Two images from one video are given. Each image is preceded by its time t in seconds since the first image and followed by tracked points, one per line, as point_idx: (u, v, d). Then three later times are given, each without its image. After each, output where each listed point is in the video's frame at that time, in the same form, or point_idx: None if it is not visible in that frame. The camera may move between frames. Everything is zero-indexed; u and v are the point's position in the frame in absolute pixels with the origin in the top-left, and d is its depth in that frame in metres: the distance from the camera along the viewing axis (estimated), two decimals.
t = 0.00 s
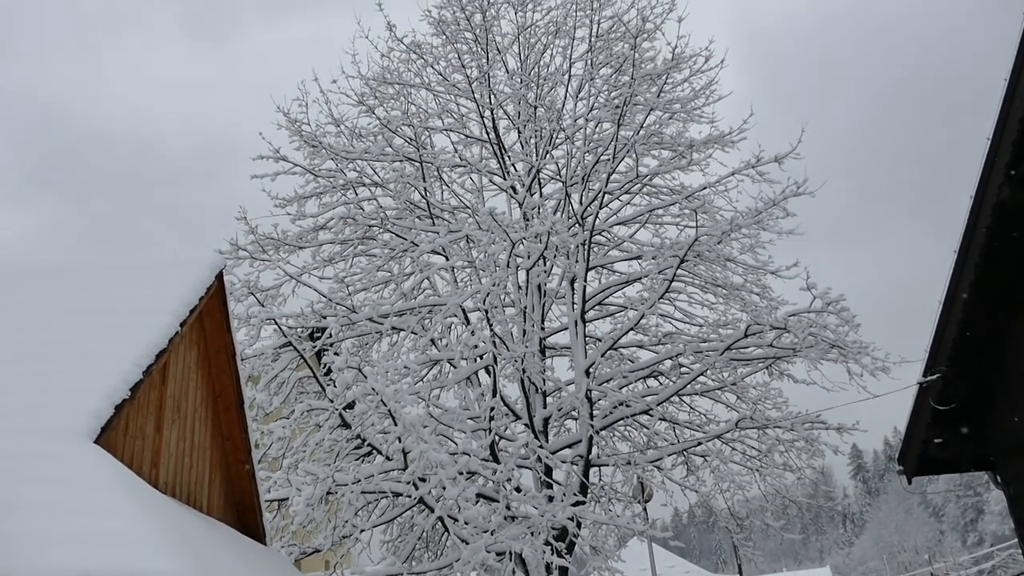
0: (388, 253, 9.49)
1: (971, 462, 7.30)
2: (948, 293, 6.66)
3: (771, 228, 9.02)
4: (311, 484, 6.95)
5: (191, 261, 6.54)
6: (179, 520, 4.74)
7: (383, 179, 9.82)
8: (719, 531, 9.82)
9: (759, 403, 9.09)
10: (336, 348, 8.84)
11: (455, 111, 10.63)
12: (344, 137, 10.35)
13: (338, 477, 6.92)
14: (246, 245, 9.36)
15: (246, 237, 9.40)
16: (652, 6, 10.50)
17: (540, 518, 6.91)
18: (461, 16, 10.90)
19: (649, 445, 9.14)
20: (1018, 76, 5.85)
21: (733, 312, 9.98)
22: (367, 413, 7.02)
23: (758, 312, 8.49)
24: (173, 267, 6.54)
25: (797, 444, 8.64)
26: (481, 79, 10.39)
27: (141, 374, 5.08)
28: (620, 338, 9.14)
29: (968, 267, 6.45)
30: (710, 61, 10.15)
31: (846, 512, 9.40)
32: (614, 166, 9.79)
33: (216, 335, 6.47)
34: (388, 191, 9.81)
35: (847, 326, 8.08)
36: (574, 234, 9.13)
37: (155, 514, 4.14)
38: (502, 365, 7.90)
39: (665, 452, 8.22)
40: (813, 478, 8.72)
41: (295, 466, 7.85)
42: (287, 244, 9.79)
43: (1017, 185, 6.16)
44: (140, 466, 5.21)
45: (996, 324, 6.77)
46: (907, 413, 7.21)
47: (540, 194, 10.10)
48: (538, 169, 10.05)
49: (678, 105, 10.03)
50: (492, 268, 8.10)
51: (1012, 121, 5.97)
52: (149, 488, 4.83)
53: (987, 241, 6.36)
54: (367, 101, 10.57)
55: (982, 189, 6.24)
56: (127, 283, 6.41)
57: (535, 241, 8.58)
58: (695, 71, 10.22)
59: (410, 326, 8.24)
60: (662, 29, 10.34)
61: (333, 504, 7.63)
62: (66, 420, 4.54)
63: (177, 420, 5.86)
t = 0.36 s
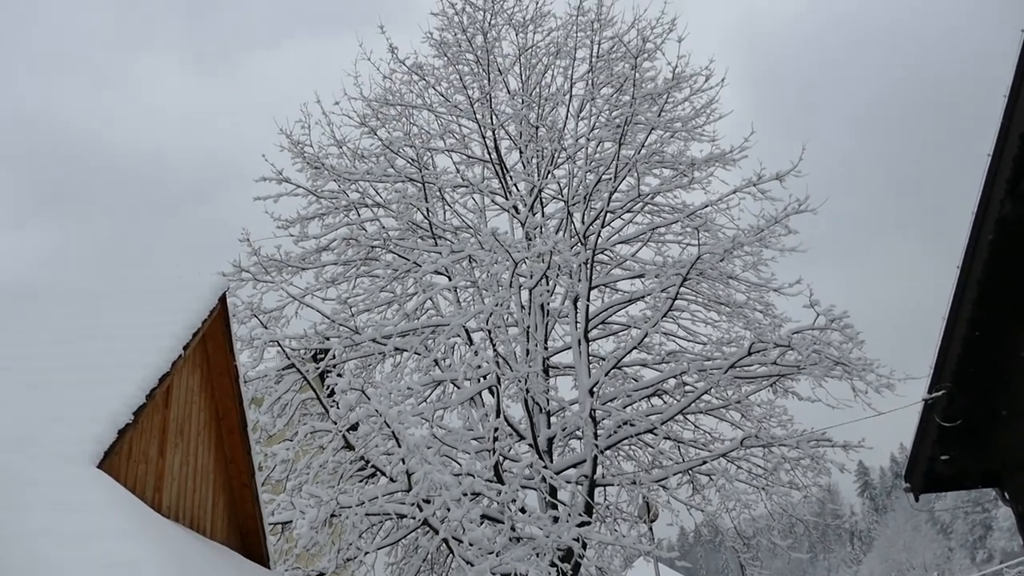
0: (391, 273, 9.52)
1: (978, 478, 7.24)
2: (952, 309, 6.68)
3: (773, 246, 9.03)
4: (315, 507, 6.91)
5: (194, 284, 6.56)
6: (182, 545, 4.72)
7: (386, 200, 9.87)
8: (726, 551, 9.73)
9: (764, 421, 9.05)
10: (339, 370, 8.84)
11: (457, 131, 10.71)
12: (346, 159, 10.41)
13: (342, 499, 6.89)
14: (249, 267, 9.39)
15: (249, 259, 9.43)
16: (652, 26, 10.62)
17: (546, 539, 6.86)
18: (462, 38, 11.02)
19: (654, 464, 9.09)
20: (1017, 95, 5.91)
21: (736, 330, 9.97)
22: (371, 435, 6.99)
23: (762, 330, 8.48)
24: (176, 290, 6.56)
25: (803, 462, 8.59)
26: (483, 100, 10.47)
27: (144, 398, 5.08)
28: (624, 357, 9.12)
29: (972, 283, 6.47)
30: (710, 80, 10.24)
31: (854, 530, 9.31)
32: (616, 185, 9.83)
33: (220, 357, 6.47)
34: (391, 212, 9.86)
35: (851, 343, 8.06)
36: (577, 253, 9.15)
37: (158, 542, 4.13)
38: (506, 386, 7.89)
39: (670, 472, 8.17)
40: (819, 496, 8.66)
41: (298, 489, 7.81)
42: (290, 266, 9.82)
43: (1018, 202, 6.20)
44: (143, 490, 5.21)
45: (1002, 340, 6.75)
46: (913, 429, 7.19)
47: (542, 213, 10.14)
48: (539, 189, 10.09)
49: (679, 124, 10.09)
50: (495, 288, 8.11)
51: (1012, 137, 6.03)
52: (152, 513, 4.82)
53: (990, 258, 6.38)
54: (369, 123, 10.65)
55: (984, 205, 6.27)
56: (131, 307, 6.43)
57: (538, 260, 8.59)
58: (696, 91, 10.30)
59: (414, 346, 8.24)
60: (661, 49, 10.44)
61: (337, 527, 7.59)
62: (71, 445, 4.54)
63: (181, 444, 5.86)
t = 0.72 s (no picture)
0: (393, 290, 9.53)
1: (985, 492, 7.12)
2: (956, 322, 6.73)
3: (775, 259, 9.04)
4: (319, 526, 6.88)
5: (198, 303, 6.55)
6: (186, 565, 4.70)
7: (387, 218, 9.90)
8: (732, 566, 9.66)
9: (769, 435, 9.01)
10: (342, 387, 8.82)
11: (458, 148, 10.76)
12: (348, 177, 10.46)
13: (345, 517, 6.86)
14: (251, 285, 9.41)
15: (252, 277, 9.45)
16: (651, 42, 10.69)
17: (551, 557, 6.81)
18: (462, 56, 11.10)
19: (658, 479, 9.04)
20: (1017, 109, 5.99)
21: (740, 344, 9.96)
22: (375, 453, 6.97)
23: (765, 344, 8.46)
24: (179, 309, 6.55)
25: (808, 477, 8.54)
26: (483, 117, 10.53)
27: (149, 418, 5.07)
28: (627, 373, 9.10)
29: (975, 296, 6.52)
30: (709, 96, 10.30)
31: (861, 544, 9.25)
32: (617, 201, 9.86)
33: (223, 376, 6.46)
34: (393, 229, 9.88)
35: (855, 356, 8.04)
36: (579, 268, 9.16)
37: (161, 565, 4.11)
38: (509, 402, 7.86)
39: (675, 487, 8.12)
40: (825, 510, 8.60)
41: (302, 508, 7.77)
42: (292, 284, 9.84)
43: (1020, 214, 6.26)
44: (147, 510, 5.19)
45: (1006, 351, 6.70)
46: (919, 442, 7.22)
47: (543, 229, 10.17)
48: (541, 205, 10.12)
49: (680, 139, 10.13)
50: (498, 304, 8.11)
51: (1013, 150, 6.10)
52: (155, 534, 4.80)
53: (993, 270, 6.42)
54: (370, 140, 10.71)
55: (986, 218, 6.34)
56: (134, 327, 6.42)
57: (540, 277, 8.60)
58: (695, 106, 10.36)
59: (417, 363, 8.22)
60: (661, 65, 10.51)
61: (341, 546, 7.54)
62: (74, 466, 4.52)
63: (184, 463, 5.84)
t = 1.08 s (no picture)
0: (396, 307, 9.55)
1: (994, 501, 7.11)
2: (960, 330, 6.67)
3: (778, 271, 9.04)
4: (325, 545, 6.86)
5: (201, 324, 6.56)
6: None
7: (390, 235, 9.94)
8: None
9: (775, 447, 8.97)
10: (346, 405, 8.82)
11: (459, 165, 10.81)
12: (350, 195, 10.52)
13: (352, 536, 6.83)
14: (255, 304, 9.44)
15: (255, 296, 9.49)
16: (649, 57, 10.77)
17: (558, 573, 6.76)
18: (462, 73, 11.19)
19: (665, 493, 8.99)
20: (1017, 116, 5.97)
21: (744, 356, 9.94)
22: (380, 471, 6.95)
23: (770, 356, 8.44)
24: (183, 330, 6.55)
25: (815, 489, 8.49)
26: (484, 134, 10.60)
27: (153, 439, 5.07)
28: (632, 387, 9.08)
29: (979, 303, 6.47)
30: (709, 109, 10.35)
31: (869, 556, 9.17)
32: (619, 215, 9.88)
33: (228, 395, 6.46)
34: (396, 246, 9.91)
35: (860, 367, 8.02)
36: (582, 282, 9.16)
37: None
38: (514, 417, 7.85)
39: (682, 501, 8.08)
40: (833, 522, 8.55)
41: (308, 526, 7.76)
42: (296, 302, 9.86)
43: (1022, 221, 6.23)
44: (153, 532, 5.19)
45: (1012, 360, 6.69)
46: (926, 452, 7.12)
47: (545, 244, 10.19)
48: (543, 220, 10.15)
49: (680, 152, 10.18)
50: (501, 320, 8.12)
51: (1014, 157, 6.08)
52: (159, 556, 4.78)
53: (997, 277, 6.38)
54: (372, 158, 10.77)
55: (988, 225, 6.30)
56: (137, 348, 6.43)
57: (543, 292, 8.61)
58: (695, 119, 10.40)
59: (421, 380, 8.23)
60: (660, 79, 10.57)
61: (347, 564, 7.52)
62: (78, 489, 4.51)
63: (190, 483, 5.84)
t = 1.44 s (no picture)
0: (405, 330, 9.58)
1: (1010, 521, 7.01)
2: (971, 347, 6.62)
3: (786, 289, 9.03)
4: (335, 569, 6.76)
5: (210, 351, 6.57)
6: None
7: (397, 258, 9.98)
8: None
9: (787, 466, 8.91)
10: (355, 430, 8.82)
11: (465, 188, 10.89)
12: (358, 219, 10.59)
13: (362, 562, 6.81)
14: (263, 328, 9.48)
15: (264, 321, 9.55)
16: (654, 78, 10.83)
17: None
18: (468, 97, 11.30)
19: (676, 515, 8.93)
20: None
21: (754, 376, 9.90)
22: (390, 495, 6.94)
23: (779, 375, 8.41)
24: (191, 356, 6.57)
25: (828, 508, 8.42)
26: (490, 156, 10.67)
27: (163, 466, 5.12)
28: (641, 407, 9.06)
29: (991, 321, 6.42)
30: (714, 129, 10.40)
31: None
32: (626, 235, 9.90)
33: (237, 421, 6.45)
34: (403, 270, 9.94)
35: (871, 385, 7.98)
36: (590, 303, 9.17)
37: None
38: (524, 439, 7.82)
39: (693, 522, 8.01)
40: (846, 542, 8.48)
41: (317, 552, 7.72)
42: (304, 326, 9.90)
43: None
44: (162, 561, 5.21)
45: None
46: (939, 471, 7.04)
47: (553, 265, 10.23)
48: (550, 242, 10.19)
49: (686, 172, 10.21)
50: (510, 341, 8.09)
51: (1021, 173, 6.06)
52: None
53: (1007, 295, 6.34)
54: (379, 182, 10.85)
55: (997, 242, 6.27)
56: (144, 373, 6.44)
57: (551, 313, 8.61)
58: (700, 139, 10.45)
59: (430, 403, 8.25)
60: (665, 100, 10.63)
61: None
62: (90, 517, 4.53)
63: (199, 510, 5.84)
